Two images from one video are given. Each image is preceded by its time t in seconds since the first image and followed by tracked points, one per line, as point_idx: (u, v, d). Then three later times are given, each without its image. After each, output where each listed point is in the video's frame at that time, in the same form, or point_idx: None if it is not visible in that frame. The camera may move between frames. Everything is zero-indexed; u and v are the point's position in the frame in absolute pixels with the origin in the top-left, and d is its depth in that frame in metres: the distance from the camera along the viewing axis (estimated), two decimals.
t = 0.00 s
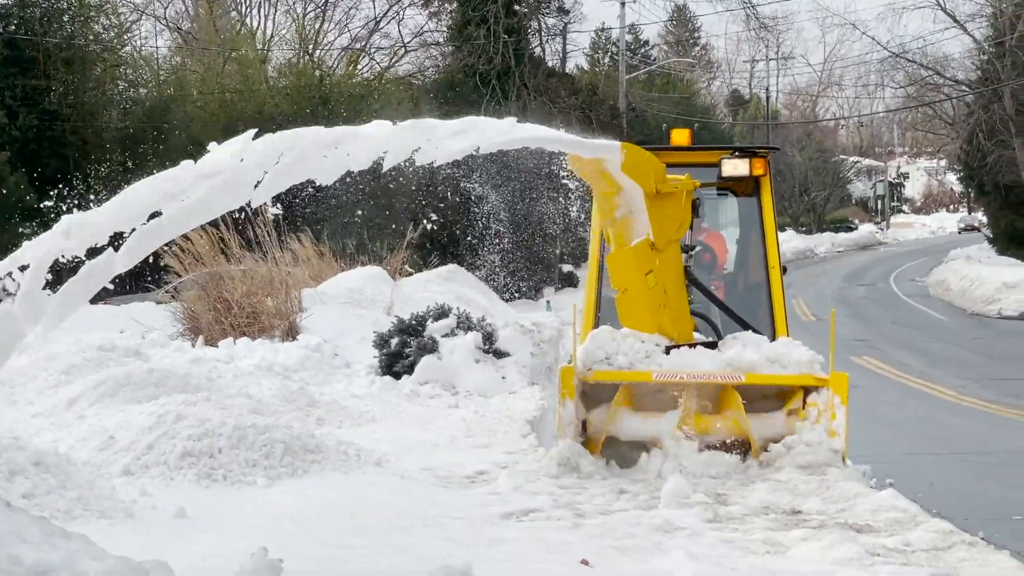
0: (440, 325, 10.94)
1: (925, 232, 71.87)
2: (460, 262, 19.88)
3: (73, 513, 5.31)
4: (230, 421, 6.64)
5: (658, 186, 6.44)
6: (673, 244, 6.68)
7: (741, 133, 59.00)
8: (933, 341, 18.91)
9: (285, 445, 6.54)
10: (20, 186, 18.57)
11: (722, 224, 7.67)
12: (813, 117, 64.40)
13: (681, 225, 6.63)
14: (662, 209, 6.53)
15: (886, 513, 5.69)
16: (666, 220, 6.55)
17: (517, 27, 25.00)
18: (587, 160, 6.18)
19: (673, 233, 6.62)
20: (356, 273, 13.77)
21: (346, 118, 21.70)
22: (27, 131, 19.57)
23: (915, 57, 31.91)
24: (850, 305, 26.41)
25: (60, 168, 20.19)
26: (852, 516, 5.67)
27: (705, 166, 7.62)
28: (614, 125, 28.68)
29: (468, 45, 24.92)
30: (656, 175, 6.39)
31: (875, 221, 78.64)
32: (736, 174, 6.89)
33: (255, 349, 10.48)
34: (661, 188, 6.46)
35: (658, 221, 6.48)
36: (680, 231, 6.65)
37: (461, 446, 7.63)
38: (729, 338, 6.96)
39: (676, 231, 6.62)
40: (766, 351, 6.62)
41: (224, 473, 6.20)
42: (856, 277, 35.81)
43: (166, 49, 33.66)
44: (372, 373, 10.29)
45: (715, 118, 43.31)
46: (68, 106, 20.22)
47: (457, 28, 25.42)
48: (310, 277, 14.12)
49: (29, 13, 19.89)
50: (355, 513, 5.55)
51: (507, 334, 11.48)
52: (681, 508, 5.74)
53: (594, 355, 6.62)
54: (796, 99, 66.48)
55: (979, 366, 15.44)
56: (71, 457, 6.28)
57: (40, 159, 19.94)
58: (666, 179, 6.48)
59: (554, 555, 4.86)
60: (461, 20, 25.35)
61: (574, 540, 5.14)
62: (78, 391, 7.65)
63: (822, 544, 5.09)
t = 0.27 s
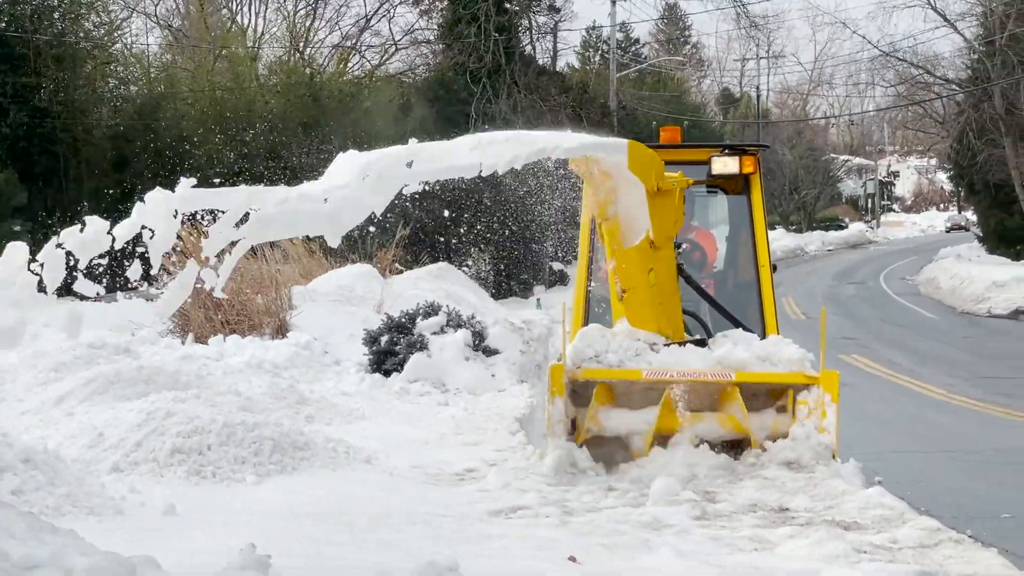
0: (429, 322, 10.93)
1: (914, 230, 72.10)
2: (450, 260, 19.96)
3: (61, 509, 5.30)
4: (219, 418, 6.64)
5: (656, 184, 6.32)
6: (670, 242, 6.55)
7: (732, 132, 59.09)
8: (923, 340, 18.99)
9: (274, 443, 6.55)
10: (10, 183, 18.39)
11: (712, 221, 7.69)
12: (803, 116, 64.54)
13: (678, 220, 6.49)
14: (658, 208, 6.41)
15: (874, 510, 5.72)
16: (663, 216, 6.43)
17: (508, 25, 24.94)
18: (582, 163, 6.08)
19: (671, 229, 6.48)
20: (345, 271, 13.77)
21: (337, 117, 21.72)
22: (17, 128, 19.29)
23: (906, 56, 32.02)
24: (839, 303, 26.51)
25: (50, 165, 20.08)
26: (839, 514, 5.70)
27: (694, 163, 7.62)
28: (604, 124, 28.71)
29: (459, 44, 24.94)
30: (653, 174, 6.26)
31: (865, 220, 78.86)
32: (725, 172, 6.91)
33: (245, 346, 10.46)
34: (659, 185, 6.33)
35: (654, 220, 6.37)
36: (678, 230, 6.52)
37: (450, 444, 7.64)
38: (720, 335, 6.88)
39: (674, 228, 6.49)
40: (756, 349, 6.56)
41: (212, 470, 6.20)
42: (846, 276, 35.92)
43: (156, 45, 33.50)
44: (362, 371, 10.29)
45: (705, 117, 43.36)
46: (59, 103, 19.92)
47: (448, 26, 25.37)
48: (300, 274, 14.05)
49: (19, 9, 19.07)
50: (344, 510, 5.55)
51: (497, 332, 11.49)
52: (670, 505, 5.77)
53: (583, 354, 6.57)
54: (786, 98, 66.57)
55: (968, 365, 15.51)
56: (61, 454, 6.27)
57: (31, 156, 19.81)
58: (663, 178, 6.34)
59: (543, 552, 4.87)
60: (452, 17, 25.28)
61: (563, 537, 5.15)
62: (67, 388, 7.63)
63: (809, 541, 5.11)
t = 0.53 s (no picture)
0: (419, 320, 10.92)
1: (902, 229, 72.36)
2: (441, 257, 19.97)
3: (52, 506, 5.30)
4: (209, 415, 6.66)
5: (642, 180, 6.35)
6: (657, 239, 6.54)
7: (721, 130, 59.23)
8: (911, 338, 19.07)
9: (264, 439, 6.57)
10: None
11: (703, 218, 7.69)
12: (792, 114, 64.72)
13: (665, 218, 6.51)
14: (645, 204, 6.42)
15: (862, 506, 5.73)
16: (650, 214, 6.44)
17: (497, 23, 24.57)
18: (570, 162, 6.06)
19: (657, 227, 6.49)
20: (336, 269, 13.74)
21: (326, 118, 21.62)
22: (5, 126, 18.57)
23: (894, 55, 32.15)
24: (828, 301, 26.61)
25: (39, 162, 19.34)
26: (827, 510, 5.71)
27: (684, 160, 7.65)
28: (593, 122, 28.76)
29: (449, 41, 24.87)
30: (639, 168, 6.29)
31: (854, 218, 79.11)
32: (717, 169, 6.71)
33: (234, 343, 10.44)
34: (645, 181, 6.36)
35: (640, 215, 6.38)
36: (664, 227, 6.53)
37: (440, 441, 7.65)
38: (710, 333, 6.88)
39: (659, 227, 6.49)
40: (746, 347, 6.51)
41: (202, 466, 6.20)
42: (834, 274, 36.05)
43: (145, 43, 33.37)
44: (351, 368, 10.25)
45: (694, 115, 43.44)
46: (47, 99, 19.26)
47: (438, 23, 25.29)
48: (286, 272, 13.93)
49: (7, 5, 18.93)
50: (335, 507, 5.55)
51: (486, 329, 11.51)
52: (659, 502, 5.78)
53: (573, 351, 6.60)
54: (775, 96, 66.70)
55: (955, 363, 15.59)
56: (51, 450, 6.27)
57: (18, 153, 19.07)
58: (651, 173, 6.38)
59: (532, 548, 4.88)
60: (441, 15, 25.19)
61: (553, 533, 5.17)
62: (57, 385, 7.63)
63: (797, 537, 5.14)
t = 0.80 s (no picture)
0: (408, 317, 10.90)
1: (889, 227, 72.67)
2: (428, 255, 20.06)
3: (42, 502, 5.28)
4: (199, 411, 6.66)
5: (618, 176, 6.34)
6: (639, 235, 6.59)
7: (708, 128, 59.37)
8: (899, 336, 19.14)
9: (254, 436, 6.57)
10: None
11: (693, 215, 7.67)
12: (779, 112, 64.90)
13: (647, 215, 6.54)
14: (626, 201, 6.44)
15: (850, 503, 5.73)
16: (630, 210, 6.45)
17: (484, 21, 24.81)
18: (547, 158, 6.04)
19: (638, 224, 6.51)
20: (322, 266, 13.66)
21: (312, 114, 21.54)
22: None
23: (881, 53, 32.30)
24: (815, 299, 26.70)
25: (26, 159, 18.94)
26: (817, 506, 5.71)
27: (675, 157, 7.61)
28: (580, 119, 28.81)
29: (436, 39, 24.82)
30: (616, 165, 6.30)
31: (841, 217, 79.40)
32: (708, 165, 6.71)
33: (223, 340, 10.41)
34: (621, 178, 6.37)
35: (620, 212, 6.39)
36: (646, 223, 6.56)
37: (428, 438, 7.65)
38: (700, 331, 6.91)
39: (642, 223, 6.53)
40: (738, 344, 6.57)
41: (193, 462, 6.20)
42: (821, 272, 36.18)
43: (131, 39, 33.20)
44: (340, 364, 10.18)
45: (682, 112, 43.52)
46: (34, 96, 19.02)
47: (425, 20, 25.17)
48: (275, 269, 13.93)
49: None
50: (325, 503, 5.55)
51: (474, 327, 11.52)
52: (649, 498, 5.78)
53: (564, 348, 6.58)
54: (762, 94, 66.88)
55: (941, 361, 15.66)
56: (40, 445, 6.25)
57: (5, 150, 18.65)
58: (628, 169, 6.41)
59: (523, 544, 4.88)
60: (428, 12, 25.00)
61: (544, 530, 5.17)
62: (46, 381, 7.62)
63: (787, 533, 5.15)
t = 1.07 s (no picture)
0: (395, 315, 10.88)
1: (872, 225, 73.03)
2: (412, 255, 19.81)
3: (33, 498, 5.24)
4: (189, 409, 6.64)
5: (605, 174, 6.37)
6: (627, 232, 6.63)
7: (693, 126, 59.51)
8: (883, 334, 19.22)
9: (244, 433, 6.55)
10: None
11: (681, 213, 7.51)
12: (763, 110, 65.09)
13: (635, 213, 6.54)
14: (612, 199, 6.48)
15: (840, 500, 5.72)
16: (617, 207, 6.49)
17: (470, 19, 24.80)
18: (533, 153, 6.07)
19: (626, 222, 6.54)
20: (306, 265, 13.57)
21: (297, 111, 21.62)
22: None
23: (865, 51, 32.42)
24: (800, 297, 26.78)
25: (9, 157, 18.68)
26: (807, 503, 5.70)
27: (664, 154, 7.47)
28: (565, 118, 28.84)
29: (422, 37, 24.76)
30: (602, 164, 6.29)
31: (825, 215, 79.73)
32: (698, 163, 6.73)
33: (209, 338, 10.36)
34: (608, 176, 6.39)
35: (605, 211, 6.42)
36: (634, 220, 6.56)
37: (417, 435, 7.63)
38: (692, 330, 6.81)
39: (629, 221, 6.54)
40: (729, 343, 6.48)
41: (183, 461, 6.20)
42: (805, 270, 36.33)
43: (114, 37, 32.99)
44: (327, 363, 10.19)
45: (667, 110, 43.61)
46: (18, 94, 18.92)
47: (410, 18, 25.14)
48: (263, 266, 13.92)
49: None
50: (316, 500, 5.54)
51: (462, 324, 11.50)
52: (639, 495, 5.76)
53: (555, 347, 6.38)
54: (746, 92, 67.08)
55: (926, 358, 15.73)
56: (30, 443, 6.23)
57: None
58: (614, 167, 6.41)
59: (515, 541, 4.88)
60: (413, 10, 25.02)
61: (535, 527, 5.16)
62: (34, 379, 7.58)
63: (777, 530, 5.15)
